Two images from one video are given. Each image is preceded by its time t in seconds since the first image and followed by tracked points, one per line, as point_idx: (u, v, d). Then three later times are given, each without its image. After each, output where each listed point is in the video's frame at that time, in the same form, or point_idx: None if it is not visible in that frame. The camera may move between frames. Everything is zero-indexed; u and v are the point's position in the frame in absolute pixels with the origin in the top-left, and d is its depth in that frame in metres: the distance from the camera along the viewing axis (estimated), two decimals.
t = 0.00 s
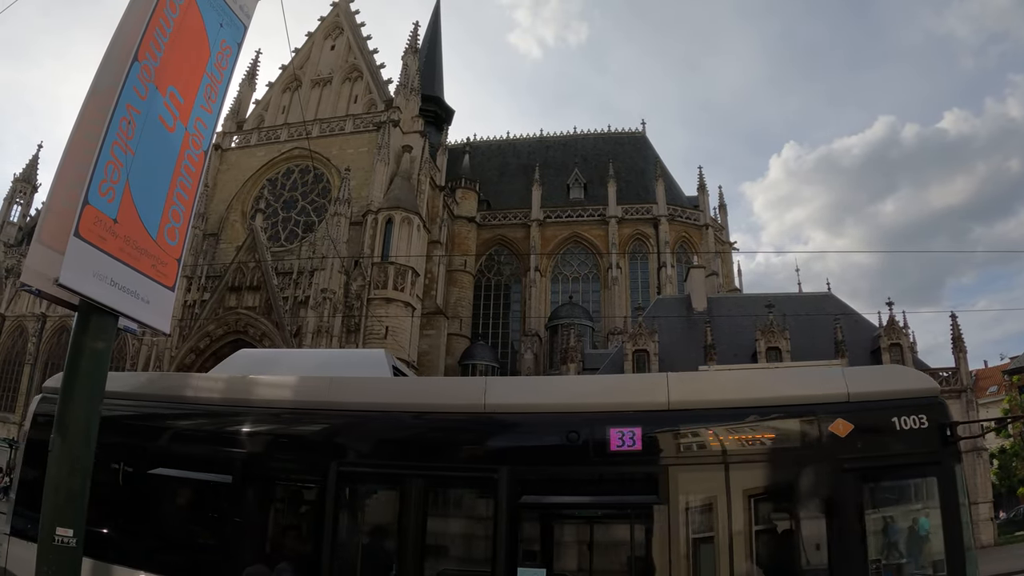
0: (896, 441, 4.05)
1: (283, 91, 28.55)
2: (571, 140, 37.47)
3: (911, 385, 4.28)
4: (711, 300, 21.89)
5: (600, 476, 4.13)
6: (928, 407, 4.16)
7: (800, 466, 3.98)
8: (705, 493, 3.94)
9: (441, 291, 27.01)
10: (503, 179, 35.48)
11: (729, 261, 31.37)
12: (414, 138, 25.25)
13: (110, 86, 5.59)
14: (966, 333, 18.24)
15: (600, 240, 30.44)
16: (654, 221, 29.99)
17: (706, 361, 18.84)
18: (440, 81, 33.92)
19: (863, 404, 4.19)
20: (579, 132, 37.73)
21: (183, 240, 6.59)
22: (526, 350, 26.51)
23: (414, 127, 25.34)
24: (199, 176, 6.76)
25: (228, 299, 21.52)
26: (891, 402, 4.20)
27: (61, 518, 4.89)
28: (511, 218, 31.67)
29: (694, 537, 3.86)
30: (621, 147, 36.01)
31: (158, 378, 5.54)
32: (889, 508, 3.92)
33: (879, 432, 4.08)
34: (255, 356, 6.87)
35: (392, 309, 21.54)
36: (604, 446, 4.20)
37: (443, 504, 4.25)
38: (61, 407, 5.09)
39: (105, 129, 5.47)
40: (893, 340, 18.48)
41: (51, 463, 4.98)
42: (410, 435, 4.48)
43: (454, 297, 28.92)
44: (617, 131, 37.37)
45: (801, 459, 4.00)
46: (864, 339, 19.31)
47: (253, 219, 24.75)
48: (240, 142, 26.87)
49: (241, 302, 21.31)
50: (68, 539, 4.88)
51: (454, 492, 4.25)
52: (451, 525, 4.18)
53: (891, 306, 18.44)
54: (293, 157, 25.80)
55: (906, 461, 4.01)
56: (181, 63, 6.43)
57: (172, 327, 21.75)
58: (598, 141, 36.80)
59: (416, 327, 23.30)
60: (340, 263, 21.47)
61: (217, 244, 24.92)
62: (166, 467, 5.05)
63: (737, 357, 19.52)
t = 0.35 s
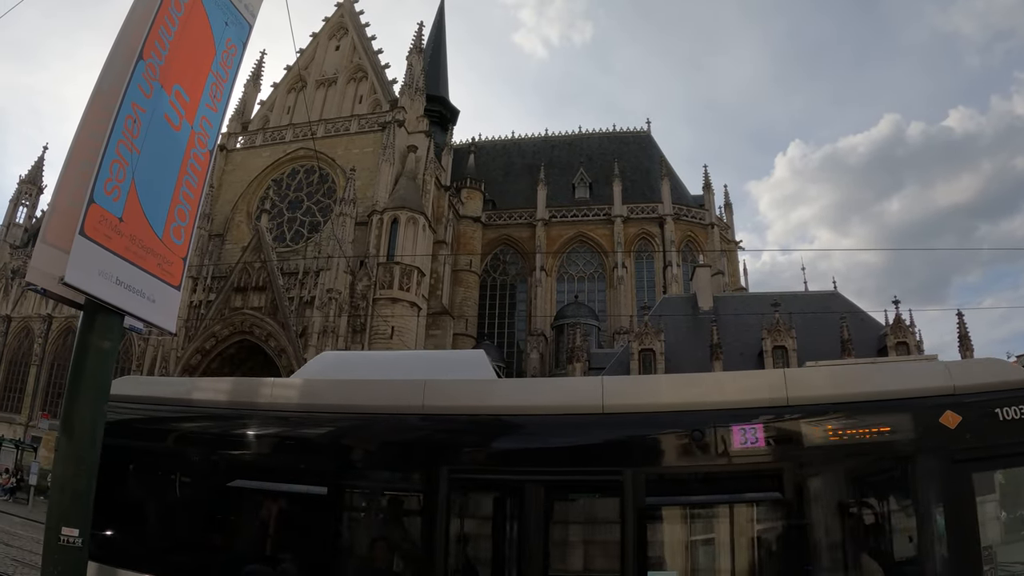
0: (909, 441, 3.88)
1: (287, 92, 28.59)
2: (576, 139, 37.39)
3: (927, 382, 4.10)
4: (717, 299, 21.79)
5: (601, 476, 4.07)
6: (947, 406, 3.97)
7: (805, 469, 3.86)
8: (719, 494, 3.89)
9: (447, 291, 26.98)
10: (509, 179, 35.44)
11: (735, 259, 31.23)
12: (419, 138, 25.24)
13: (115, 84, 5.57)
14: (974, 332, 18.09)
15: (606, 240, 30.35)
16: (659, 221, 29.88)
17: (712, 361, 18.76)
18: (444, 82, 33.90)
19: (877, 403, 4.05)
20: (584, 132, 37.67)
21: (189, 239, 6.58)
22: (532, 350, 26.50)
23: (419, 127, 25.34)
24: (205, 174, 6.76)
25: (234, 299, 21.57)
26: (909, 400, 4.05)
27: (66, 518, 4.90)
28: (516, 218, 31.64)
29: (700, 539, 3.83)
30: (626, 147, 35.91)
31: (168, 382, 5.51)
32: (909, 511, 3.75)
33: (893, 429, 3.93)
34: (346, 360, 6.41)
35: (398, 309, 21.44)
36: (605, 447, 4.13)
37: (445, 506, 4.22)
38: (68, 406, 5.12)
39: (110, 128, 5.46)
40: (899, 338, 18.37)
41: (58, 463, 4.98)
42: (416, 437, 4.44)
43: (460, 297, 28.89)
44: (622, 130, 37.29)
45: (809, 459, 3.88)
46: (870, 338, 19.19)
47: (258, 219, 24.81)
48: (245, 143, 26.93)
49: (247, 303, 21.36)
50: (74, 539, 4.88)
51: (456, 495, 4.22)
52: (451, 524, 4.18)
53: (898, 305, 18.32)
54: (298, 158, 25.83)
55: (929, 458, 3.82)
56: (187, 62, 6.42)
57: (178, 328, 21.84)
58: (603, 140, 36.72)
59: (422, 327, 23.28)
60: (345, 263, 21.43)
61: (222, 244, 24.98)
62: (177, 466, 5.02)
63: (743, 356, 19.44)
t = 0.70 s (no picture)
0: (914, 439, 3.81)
1: (292, 92, 28.65)
2: (581, 138, 37.34)
3: (934, 380, 4.03)
4: (723, 297, 21.71)
5: (600, 476, 4.04)
6: (956, 403, 3.89)
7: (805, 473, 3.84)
8: (728, 504, 3.86)
9: (452, 290, 26.98)
10: (514, 178, 35.43)
11: (741, 258, 31.12)
12: (424, 137, 25.24)
13: (116, 80, 5.57)
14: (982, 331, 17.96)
15: (611, 238, 30.29)
16: (664, 219, 29.80)
17: (718, 360, 18.70)
18: (449, 81, 33.92)
19: (884, 400, 3.99)
20: (588, 131, 37.62)
21: (191, 235, 6.59)
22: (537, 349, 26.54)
23: (424, 126, 25.36)
24: (207, 170, 6.76)
25: (239, 299, 21.64)
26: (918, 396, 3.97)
27: (67, 516, 4.93)
28: (521, 217, 31.62)
29: (716, 546, 3.78)
30: (631, 145, 35.84)
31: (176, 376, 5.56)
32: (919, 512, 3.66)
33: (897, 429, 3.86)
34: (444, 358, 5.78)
35: (403, 308, 21.40)
36: (607, 445, 4.11)
37: (448, 502, 4.22)
38: (69, 405, 5.14)
39: (111, 124, 5.46)
40: (905, 336, 18.27)
41: (60, 462, 5.05)
42: (421, 434, 4.44)
43: (465, 296, 28.88)
44: (627, 129, 37.22)
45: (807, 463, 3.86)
46: (876, 336, 19.10)
47: (264, 219, 24.88)
48: (250, 142, 27.02)
49: (252, 302, 21.42)
50: (75, 536, 4.89)
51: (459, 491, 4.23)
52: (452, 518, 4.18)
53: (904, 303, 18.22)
54: (303, 157, 25.89)
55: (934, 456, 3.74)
56: (189, 59, 6.43)
57: (183, 327, 21.94)
58: (608, 139, 36.67)
59: (427, 326, 23.28)
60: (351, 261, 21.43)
61: (227, 244, 25.08)
62: (178, 466, 4.99)
63: (748, 355, 19.39)
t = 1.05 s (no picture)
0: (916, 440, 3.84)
1: (296, 91, 28.67)
2: (585, 137, 37.26)
3: (934, 379, 4.04)
4: (727, 295, 21.62)
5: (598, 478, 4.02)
6: (958, 405, 3.91)
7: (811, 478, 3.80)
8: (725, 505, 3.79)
9: (457, 289, 26.98)
10: (518, 176, 35.41)
11: (746, 256, 31.03)
12: (428, 136, 25.24)
13: (116, 76, 5.57)
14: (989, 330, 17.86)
15: (616, 237, 30.23)
16: (669, 218, 29.72)
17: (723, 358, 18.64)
18: (453, 80, 33.89)
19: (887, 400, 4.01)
20: (593, 129, 37.55)
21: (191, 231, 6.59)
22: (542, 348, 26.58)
23: (428, 125, 25.36)
24: (207, 167, 6.76)
25: (244, 298, 21.67)
26: (921, 397, 3.99)
27: (65, 514, 4.94)
28: (526, 216, 31.58)
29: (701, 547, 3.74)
30: (635, 144, 35.73)
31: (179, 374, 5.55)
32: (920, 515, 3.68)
33: (899, 430, 3.88)
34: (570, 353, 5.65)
35: (407, 307, 21.42)
36: (609, 443, 4.07)
37: (446, 501, 4.19)
38: (67, 403, 5.13)
39: (110, 120, 5.46)
40: (911, 335, 18.17)
41: (58, 459, 5.05)
42: (423, 433, 4.43)
43: (470, 295, 28.88)
44: (632, 127, 37.11)
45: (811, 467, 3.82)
46: (881, 334, 19.02)
47: (268, 218, 24.93)
48: (254, 142, 27.06)
49: (257, 301, 21.45)
50: (73, 534, 4.91)
51: (457, 491, 4.20)
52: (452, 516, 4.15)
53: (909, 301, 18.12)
54: (307, 156, 25.92)
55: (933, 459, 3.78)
56: (189, 55, 6.42)
57: (188, 326, 22.01)
58: (613, 137, 36.58)
59: (431, 325, 23.29)
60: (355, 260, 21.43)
61: (231, 243, 25.15)
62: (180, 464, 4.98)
63: (753, 353, 19.34)
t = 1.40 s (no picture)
0: (913, 440, 3.82)
1: (300, 90, 28.68)
2: (589, 136, 37.18)
3: (934, 376, 4.02)
4: (731, 295, 21.54)
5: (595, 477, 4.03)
6: (958, 404, 3.87)
7: (807, 478, 3.80)
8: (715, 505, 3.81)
9: (461, 289, 26.97)
10: (522, 176, 35.38)
11: (750, 255, 30.95)
12: (431, 135, 25.23)
13: (118, 73, 5.57)
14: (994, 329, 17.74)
15: (620, 236, 30.16)
16: (673, 217, 29.65)
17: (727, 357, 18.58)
18: (457, 79, 33.86)
19: (884, 398, 3.99)
20: (597, 129, 37.47)
21: (193, 229, 6.59)
22: (546, 347, 26.52)
23: (432, 125, 25.37)
24: (209, 165, 6.76)
25: (247, 297, 21.72)
26: (920, 396, 3.96)
27: (66, 512, 4.93)
28: (530, 216, 31.54)
29: (698, 544, 3.76)
30: (640, 143, 35.65)
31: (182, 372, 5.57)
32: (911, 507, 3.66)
33: (897, 430, 3.86)
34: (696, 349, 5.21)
35: (411, 306, 21.41)
36: (608, 441, 4.08)
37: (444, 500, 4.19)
38: (67, 402, 5.13)
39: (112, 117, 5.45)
40: (916, 334, 18.04)
41: (58, 459, 5.04)
42: (423, 430, 4.42)
43: (474, 295, 28.85)
44: (636, 126, 37.02)
45: (808, 467, 3.82)
46: (886, 333, 18.96)
47: (272, 217, 24.95)
48: (257, 141, 27.09)
49: (260, 301, 21.50)
50: (74, 533, 4.92)
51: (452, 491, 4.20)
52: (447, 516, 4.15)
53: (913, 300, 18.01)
54: (311, 156, 25.95)
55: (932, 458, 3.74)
56: (190, 53, 6.42)
57: (191, 326, 22.06)
58: (616, 136, 36.51)
59: (435, 325, 23.30)
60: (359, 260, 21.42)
61: (235, 243, 25.21)
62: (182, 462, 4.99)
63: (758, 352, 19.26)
